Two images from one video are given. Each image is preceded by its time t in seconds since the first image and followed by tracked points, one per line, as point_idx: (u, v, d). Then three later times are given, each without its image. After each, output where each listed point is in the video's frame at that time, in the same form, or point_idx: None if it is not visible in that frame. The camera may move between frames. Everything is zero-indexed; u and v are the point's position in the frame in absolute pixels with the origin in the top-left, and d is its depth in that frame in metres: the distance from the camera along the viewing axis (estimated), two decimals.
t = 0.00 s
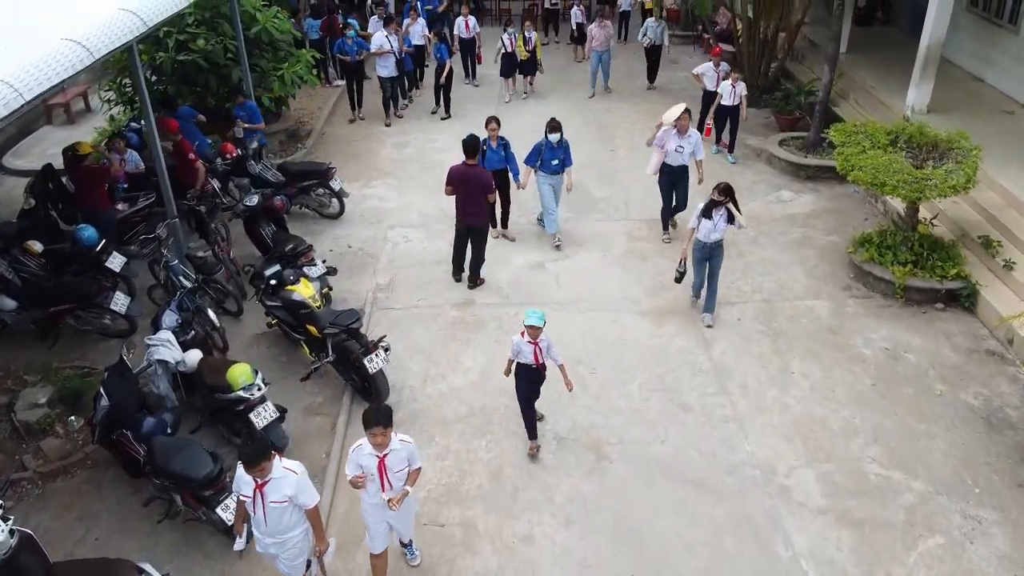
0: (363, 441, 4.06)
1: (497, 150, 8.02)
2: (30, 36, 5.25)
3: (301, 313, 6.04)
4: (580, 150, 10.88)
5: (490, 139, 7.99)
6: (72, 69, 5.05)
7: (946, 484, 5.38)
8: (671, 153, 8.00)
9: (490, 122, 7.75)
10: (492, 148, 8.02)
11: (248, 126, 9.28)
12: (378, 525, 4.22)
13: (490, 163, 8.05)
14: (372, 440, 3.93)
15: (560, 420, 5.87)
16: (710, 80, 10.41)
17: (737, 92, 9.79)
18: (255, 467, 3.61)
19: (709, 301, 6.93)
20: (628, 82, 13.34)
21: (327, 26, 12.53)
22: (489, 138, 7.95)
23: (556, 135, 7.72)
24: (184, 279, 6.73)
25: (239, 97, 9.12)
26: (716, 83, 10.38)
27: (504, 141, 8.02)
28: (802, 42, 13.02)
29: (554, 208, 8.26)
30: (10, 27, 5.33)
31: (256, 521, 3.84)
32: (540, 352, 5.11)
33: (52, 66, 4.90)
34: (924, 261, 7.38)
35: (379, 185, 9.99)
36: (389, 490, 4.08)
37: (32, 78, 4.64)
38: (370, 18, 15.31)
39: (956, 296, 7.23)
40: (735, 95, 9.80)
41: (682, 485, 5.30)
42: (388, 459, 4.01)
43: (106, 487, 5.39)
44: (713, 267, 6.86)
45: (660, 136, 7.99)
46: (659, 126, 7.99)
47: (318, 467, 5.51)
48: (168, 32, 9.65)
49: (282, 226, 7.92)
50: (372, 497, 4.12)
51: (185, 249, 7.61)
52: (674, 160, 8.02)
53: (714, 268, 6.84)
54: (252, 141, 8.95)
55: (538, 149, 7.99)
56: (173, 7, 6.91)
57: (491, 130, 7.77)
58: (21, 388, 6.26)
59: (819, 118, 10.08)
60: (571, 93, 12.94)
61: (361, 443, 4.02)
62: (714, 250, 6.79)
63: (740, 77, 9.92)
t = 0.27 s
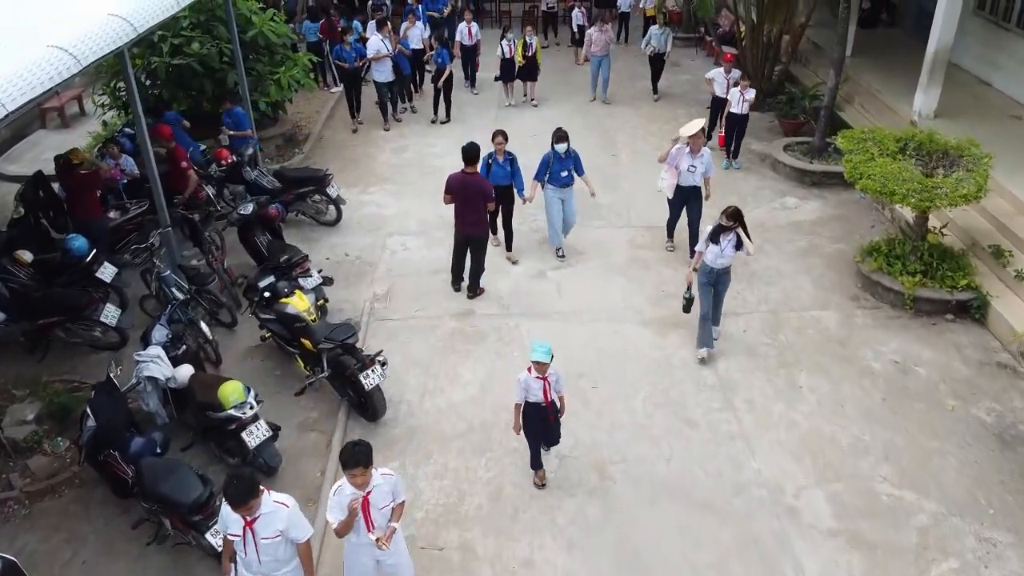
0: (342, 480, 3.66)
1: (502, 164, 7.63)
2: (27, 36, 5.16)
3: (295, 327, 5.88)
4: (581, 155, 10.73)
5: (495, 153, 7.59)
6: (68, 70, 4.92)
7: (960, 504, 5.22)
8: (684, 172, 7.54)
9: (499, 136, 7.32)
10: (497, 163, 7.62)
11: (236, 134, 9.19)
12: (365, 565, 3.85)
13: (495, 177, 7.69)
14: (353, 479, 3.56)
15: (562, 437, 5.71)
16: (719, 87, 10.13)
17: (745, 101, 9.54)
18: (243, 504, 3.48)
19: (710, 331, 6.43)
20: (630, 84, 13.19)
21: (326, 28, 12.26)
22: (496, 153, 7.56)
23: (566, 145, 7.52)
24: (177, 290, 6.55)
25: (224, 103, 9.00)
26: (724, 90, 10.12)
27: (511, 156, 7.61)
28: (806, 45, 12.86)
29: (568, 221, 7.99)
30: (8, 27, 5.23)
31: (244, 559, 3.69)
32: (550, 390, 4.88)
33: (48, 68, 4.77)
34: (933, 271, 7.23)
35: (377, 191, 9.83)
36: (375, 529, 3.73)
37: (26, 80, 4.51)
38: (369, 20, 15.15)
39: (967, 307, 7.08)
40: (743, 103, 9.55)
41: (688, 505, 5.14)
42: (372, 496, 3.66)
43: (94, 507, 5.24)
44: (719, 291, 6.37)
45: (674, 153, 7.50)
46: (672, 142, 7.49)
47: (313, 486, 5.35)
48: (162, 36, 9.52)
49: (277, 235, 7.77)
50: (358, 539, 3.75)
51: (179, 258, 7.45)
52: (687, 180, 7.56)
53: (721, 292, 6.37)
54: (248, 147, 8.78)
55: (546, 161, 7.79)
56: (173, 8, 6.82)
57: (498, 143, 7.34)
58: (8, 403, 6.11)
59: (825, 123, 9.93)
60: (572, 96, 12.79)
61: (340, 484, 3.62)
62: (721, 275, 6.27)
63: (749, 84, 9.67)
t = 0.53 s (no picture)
0: (330, 519, 3.54)
1: (508, 177, 7.31)
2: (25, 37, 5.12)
3: (290, 342, 5.71)
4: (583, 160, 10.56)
5: (502, 166, 7.27)
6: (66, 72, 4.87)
7: (975, 527, 5.05)
8: (700, 188, 7.21)
9: (504, 148, 7.02)
10: (504, 175, 7.31)
11: (222, 139, 8.76)
12: None
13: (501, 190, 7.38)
14: (341, 520, 3.43)
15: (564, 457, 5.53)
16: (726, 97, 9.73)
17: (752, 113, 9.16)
18: (232, 539, 3.31)
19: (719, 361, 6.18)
20: (632, 89, 13.01)
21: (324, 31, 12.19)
22: (502, 165, 7.22)
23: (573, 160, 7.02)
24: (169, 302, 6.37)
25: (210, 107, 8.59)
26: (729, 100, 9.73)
27: (519, 168, 7.27)
28: (810, 48, 12.69)
29: (579, 238, 7.56)
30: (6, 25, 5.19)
31: None
32: (561, 434, 4.51)
33: (45, 69, 4.72)
34: (944, 282, 7.06)
35: (375, 198, 9.67)
36: (365, 569, 3.60)
37: (8, 91, 4.32)
38: (368, 23, 14.98)
39: (978, 319, 6.91)
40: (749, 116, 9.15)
41: (695, 529, 4.97)
42: (362, 536, 3.53)
43: (81, 530, 5.07)
44: (726, 320, 6.07)
45: (688, 167, 7.19)
46: (687, 155, 7.19)
47: (307, 507, 5.18)
48: (157, 40, 9.38)
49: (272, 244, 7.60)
50: None
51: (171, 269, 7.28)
52: (703, 196, 7.25)
53: (726, 323, 6.05)
54: (243, 153, 8.64)
55: (553, 174, 7.33)
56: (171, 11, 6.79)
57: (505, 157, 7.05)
58: None
59: (830, 129, 9.77)
60: (573, 100, 12.62)
61: (329, 524, 3.50)
62: (728, 303, 5.99)
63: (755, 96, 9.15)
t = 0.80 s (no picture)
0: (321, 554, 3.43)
1: (515, 195, 6.93)
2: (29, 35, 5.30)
3: (284, 358, 5.54)
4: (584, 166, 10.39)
5: (508, 182, 6.90)
6: (71, 69, 4.97)
7: (992, 552, 4.89)
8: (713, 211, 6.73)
9: (511, 164, 6.74)
10: (510, 193, 6.94)
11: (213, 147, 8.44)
12: None
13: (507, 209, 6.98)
14: (332, 557, 3.30)
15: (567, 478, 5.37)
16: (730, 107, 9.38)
17: (760, 124, 8.84)
18: None
19: (739, 402, 5.70)
20: (634, 93, 12.85)
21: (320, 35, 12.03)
22: (508, 182, 6.85)
23: (586, 177, 6.73)
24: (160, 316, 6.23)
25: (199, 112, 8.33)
26: (736, 111, 9.38)
27: (526, 185, 6.91)
28: (815, 51, 12.52)
29: (589, 258, 7.28)
30: (7, 26, 5.37)
31: None
32: (575, 488, 4.29)
33: (48, 65, 4.83)
34: (955, 293, 6.91)
35: (373, 205, 9.50)
36: None
37: None
38: (366, 25, 14.82)
39: (990, 331, 6.75)
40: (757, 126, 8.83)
41: (702, 555, 4.80)
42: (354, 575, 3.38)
43: (68, 555, 4.90)
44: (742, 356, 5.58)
45: (700, 189, 6.74)
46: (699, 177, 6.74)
47: (302, 531, 5.01)
48: (150, 44, 9.22)
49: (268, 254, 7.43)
50: None
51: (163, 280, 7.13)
52: (717, 219, 6.74)
53: (742, 358, 5.56)
54: (238, 160, 8.46)
55: (564, 191, 7.02)
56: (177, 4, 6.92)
57: (511, 174, 6.75)
58: None
59: (836, 135, 9.59)
60: (574, 104, 12.46)
61: (320, 560, 3.39)
62: (742, 338, 5.54)
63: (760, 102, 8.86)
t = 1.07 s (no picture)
0: None
1: (519, 213, 6.66)
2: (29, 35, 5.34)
3: (277, 375, 5.36)
4: (586, 172, 10.22)
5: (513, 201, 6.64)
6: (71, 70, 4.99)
7: None
8: (722, 232, 6.34)
9: (514, 181, 6.46)
10: (515, 211, 6.67)
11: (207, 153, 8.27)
12: None
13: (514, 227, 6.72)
14: None
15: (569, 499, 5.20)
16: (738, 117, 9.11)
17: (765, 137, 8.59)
18: None
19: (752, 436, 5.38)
20: (636, 97, 12.69)
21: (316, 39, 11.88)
22: (513, 201, 6.59)
23: (597, 193, 6.48)
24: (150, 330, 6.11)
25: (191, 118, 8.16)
26: (743, 120, 9.11)
27: (531, 204, 6.65)
28: (819, 54, 12.36)
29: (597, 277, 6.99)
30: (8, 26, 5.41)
31: None
32: (581, 552, 4.08)
33: (49, 66, 4.86)
34: (966, 306, 6.77)
35: (372, 211, 9.34)
36: None
37: None
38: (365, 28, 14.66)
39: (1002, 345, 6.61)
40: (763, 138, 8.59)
41: None
42: None
43: None
44: (760, 389, 5.24)
45: (710, 210, 6.31)
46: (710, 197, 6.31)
47: (295, 555, 4.84)
48: (144, 48, 9.06)
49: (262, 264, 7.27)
50: None
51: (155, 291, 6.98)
52: (728, 240, 6.35)
53: (761, 390, 5.24)
54: (233, 167, 8.28)
55: (574, 206, 6.76)
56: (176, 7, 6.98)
57: (516, 190, 6.45)
58: None
59: (842, 140, 9.43)
60: (575, 108, 12.30)
61: None
62: (763, 373, 5.13)
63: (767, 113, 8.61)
